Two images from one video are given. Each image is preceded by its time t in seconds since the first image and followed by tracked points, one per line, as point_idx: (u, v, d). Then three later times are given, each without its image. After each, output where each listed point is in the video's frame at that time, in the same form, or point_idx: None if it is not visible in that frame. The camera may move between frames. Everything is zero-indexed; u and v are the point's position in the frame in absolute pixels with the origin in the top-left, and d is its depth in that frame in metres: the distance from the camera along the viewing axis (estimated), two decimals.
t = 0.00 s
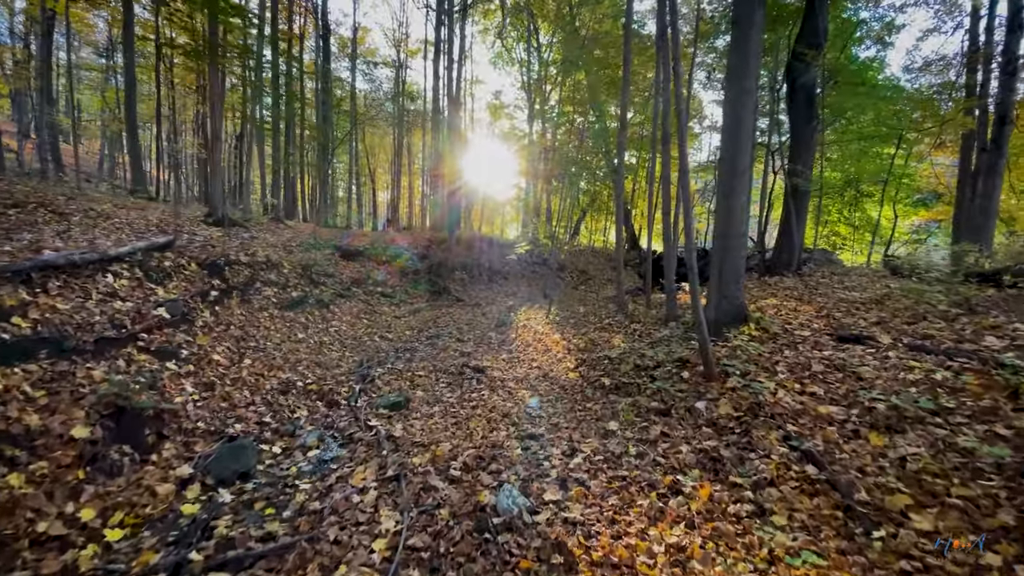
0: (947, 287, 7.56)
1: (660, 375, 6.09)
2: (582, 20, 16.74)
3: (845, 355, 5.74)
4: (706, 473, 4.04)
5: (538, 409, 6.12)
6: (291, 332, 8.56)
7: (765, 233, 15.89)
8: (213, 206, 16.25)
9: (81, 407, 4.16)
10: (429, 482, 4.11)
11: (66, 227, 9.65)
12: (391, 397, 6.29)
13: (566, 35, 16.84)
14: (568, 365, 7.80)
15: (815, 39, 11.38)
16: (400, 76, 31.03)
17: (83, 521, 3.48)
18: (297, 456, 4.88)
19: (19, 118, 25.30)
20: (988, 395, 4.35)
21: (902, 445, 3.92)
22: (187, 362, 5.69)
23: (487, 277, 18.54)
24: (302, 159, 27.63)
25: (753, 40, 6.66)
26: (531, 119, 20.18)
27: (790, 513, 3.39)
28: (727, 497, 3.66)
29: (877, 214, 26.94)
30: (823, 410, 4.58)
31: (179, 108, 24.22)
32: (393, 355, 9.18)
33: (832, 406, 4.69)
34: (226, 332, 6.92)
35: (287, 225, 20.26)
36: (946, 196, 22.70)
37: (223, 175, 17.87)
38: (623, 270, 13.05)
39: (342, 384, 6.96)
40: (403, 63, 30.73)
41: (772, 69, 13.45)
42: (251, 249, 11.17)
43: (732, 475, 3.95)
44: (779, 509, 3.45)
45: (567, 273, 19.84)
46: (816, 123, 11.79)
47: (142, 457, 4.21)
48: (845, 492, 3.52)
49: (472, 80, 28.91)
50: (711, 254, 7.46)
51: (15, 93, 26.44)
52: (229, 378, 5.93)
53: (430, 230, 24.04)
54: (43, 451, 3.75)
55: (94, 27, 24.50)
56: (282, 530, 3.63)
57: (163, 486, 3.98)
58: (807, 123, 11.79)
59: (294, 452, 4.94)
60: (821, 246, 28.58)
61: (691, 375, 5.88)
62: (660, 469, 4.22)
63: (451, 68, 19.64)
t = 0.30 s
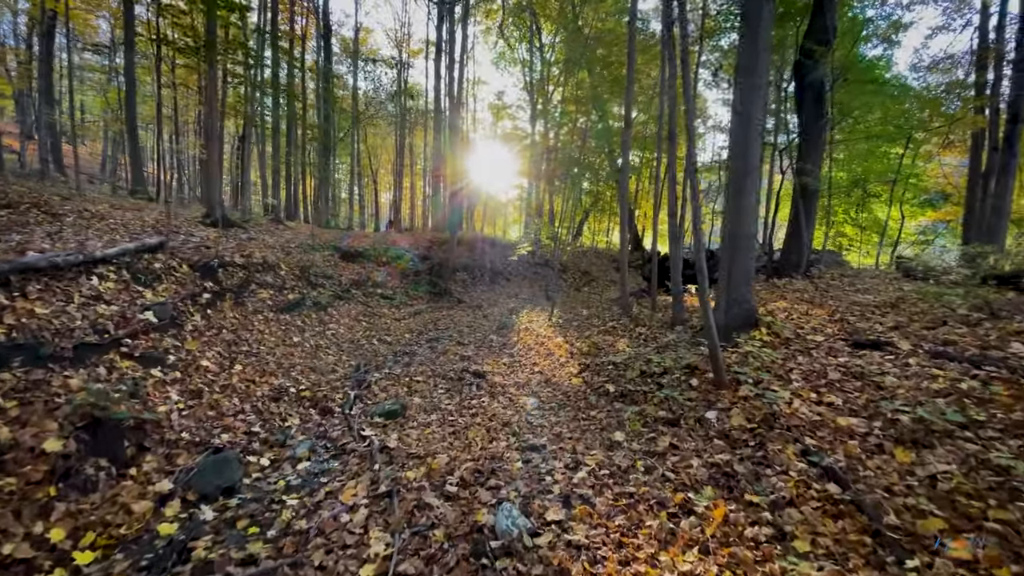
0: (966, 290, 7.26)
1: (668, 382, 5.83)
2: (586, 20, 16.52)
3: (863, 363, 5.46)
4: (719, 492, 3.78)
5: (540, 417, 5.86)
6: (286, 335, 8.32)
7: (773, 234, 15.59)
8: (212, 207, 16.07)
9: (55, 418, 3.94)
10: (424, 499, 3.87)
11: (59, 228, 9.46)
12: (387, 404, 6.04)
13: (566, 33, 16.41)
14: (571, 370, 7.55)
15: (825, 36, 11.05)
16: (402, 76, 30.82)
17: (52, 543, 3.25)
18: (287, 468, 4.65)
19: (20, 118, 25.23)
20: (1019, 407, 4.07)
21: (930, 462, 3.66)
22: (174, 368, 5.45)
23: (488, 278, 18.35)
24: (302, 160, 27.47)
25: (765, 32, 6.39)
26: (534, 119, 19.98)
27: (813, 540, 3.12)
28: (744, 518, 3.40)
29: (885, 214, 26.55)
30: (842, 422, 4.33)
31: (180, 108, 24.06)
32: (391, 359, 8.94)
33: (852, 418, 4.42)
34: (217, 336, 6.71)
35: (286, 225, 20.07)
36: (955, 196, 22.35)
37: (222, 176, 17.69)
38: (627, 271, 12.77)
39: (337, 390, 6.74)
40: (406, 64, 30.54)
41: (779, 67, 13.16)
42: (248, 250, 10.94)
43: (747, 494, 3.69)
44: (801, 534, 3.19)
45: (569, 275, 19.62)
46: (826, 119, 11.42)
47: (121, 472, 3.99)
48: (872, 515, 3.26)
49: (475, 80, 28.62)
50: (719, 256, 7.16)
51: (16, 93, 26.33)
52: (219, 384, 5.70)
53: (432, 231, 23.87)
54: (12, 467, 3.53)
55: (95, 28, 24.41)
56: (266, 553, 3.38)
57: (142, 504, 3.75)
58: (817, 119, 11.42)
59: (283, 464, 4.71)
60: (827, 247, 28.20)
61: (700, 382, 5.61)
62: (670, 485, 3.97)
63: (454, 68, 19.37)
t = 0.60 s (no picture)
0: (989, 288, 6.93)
1: (679, 384, 5.53)
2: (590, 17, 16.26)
3: (885, 365, 5.16)
4: (737, 506, 3.49)
5: (544, 422, 5.56)
6: (280, 335, 8.05)
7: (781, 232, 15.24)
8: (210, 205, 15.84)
9: (23, 423, 3.68)
10: (418, 512, 3.59)
11: (51, 225, 9.23)
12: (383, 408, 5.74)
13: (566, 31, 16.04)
14: (575, 371, 7.26)
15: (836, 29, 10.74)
16: (404, 76, 30.60)
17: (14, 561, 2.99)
18: (274, 477, 4.37)
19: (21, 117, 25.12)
20: None
21: (969, 472, 3.36)
22: (158, 369, 5.19)
23: (491, 278, 18.12)
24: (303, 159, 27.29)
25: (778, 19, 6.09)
26: (537, 117, 19.72)
27: (845, 562, 2.83)
28: (767, 536, 3.12)
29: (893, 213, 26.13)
30: (868, 429, 4.04)
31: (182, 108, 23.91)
32: (390, 360, 8.66)
33: (879, 424, 4.11)
34: (207, 336, 6.45)
35: (286, 225, 19.85)
36: (965, 195, 21.97)
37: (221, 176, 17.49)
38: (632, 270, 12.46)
39: (332, 392, 6.48)
40: (408, 64, 30.35)
41: (786, 64, 12.84)
42: (244, 248, 10.68)
43: (769, 508, 3.40)
44: (831, 555, 2.89)
45: (572, 275, 19.36)
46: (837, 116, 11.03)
47: (95, 481, 3.74)
48: (910, 533, 2.96)
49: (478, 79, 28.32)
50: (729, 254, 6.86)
51: (17, 94, 26.21)
52: (207, 386, 5.45)
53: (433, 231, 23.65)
54: None
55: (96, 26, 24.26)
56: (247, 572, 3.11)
57: (116, 517, 3.49)
58: (827, 116, 11.05)
59: (271, 471, 4.43)
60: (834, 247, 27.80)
61: (714, 387, 5.29)
62: (684, 497, 3.68)
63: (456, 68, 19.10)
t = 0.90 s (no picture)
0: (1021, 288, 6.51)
1: (694, 392, 5.13)
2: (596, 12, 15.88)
3: (919, 372, 4.76)
4: (766, 534, 3.11)
5: (548, 432, 5.18)
6: (272, 337, 7.69)
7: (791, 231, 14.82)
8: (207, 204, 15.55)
9: None
10: (408, 538, 3.23)
11: (38, 223, 8.92)
12: (376, 416, 5.36)
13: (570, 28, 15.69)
14: (580, 376, 6.87)
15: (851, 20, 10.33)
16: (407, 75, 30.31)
17: None
18: (255, 493, 4.01)
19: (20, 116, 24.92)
20: None
21: None
22: (134, 375, 4.84)
23: (493, 278, 17.84)
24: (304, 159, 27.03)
25: None
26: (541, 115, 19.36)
27: None
28: (804, 571, 2.74)
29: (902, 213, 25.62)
30: (909, 445, 3.65)
31: (183, 107, 23.69)
32: (387, 363, 8.30)
33: (919, 439, 3.72)
34: (191, 339, 6.10)
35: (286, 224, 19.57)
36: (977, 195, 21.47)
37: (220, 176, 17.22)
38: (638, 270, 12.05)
39: (324, 398, 6.12)
40: (411, 63, 30.06)
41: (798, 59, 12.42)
42: (237, 247, 10.34)
43: (804, 536, 3.02)
44: None
45: (576, 275, 19.01)
46: (850, 108, 10.60)
47: (53, 501, 3.39)
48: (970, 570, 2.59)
49: (480, 78, 28.00)
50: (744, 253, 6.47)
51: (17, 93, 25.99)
52: (187, 392, 5.09)
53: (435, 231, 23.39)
54: None
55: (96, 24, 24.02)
56: None
57: (74, 543, 3.14)
58: (840, 109, 10.62)
59: (251, 487, 4.07)
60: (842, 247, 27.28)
61: (732, 394, 4.90)
62: (705, 521, 3.30)
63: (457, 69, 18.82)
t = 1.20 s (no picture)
0: None
1: (708, 401, 4.78)
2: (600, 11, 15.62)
3: (953, 380, 4.42)
4: (797, 565, 2.78)
5: (552, 443, 4.85)
6: (264, 341, 7.40)
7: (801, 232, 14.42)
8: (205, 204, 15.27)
9: None
10: (396, 566, 2.92)
11: (26, 222, 8.66)
12: (368, 424, 5.04)
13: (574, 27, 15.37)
14: (585, 381, 6.55)
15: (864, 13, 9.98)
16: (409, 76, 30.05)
17: None
18: (235, 510, 3.70)
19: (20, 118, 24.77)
20: None
21: None
22: (110, 383, 4.55)
23: (495, 280, 17.57)
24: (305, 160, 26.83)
25: None
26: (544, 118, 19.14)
27: None
28: None
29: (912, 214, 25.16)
30: (949, 462, 3.33)
31: (183, 107, 23.51)
32: (383, 368, 7.97)
33: (959, 455, 3.39)
34: (176, 343, 5.81)
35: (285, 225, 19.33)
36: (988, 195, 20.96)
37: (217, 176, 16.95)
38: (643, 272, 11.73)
39: (316, 404, 5.83)
40: (413, 64, 29.85)
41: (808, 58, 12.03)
42: (231, 247, 10.05)
43: (839, 567, 2.70)
44: None
45: (579, 276, 18.74)
46: (863, 104, 10.28)
47: (7, 523, 3.09)
48: None
49: (483, 78, 27.71)
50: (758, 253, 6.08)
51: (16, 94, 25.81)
52: (168, 400, 4.80)
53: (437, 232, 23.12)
54: None
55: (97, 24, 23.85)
56: None
57: (26, 570, 2.85)
58: (853, 105, 10.29)
59: (231, 504, 3.77)
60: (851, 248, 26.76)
61: (748, 404, 4.57)
62: (726, 548, 2.98)
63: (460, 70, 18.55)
